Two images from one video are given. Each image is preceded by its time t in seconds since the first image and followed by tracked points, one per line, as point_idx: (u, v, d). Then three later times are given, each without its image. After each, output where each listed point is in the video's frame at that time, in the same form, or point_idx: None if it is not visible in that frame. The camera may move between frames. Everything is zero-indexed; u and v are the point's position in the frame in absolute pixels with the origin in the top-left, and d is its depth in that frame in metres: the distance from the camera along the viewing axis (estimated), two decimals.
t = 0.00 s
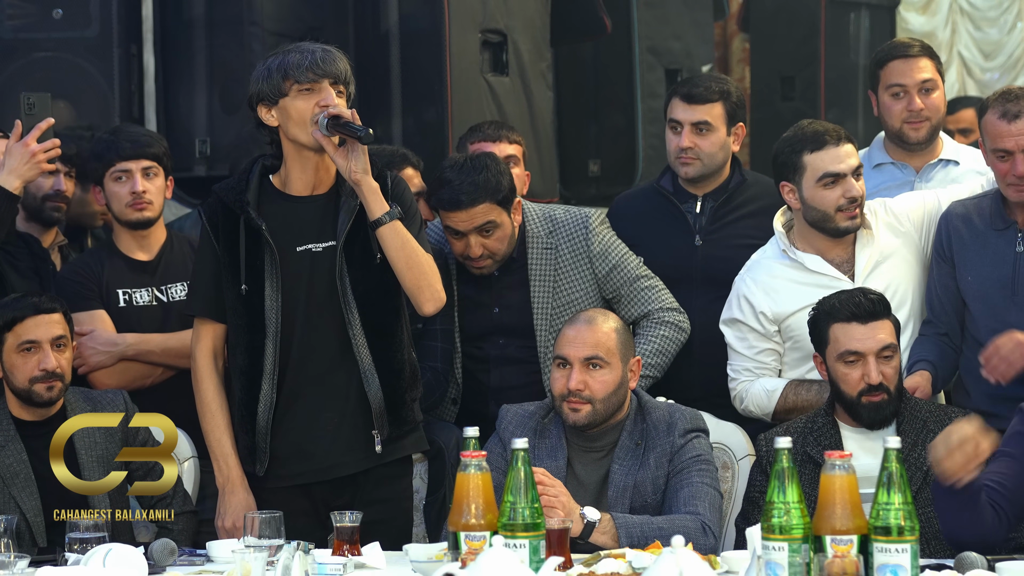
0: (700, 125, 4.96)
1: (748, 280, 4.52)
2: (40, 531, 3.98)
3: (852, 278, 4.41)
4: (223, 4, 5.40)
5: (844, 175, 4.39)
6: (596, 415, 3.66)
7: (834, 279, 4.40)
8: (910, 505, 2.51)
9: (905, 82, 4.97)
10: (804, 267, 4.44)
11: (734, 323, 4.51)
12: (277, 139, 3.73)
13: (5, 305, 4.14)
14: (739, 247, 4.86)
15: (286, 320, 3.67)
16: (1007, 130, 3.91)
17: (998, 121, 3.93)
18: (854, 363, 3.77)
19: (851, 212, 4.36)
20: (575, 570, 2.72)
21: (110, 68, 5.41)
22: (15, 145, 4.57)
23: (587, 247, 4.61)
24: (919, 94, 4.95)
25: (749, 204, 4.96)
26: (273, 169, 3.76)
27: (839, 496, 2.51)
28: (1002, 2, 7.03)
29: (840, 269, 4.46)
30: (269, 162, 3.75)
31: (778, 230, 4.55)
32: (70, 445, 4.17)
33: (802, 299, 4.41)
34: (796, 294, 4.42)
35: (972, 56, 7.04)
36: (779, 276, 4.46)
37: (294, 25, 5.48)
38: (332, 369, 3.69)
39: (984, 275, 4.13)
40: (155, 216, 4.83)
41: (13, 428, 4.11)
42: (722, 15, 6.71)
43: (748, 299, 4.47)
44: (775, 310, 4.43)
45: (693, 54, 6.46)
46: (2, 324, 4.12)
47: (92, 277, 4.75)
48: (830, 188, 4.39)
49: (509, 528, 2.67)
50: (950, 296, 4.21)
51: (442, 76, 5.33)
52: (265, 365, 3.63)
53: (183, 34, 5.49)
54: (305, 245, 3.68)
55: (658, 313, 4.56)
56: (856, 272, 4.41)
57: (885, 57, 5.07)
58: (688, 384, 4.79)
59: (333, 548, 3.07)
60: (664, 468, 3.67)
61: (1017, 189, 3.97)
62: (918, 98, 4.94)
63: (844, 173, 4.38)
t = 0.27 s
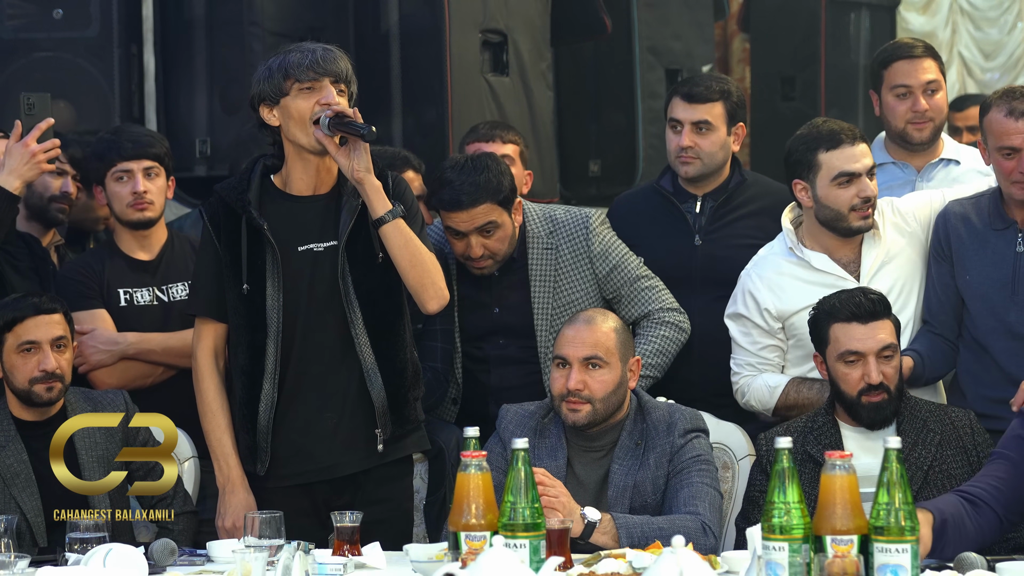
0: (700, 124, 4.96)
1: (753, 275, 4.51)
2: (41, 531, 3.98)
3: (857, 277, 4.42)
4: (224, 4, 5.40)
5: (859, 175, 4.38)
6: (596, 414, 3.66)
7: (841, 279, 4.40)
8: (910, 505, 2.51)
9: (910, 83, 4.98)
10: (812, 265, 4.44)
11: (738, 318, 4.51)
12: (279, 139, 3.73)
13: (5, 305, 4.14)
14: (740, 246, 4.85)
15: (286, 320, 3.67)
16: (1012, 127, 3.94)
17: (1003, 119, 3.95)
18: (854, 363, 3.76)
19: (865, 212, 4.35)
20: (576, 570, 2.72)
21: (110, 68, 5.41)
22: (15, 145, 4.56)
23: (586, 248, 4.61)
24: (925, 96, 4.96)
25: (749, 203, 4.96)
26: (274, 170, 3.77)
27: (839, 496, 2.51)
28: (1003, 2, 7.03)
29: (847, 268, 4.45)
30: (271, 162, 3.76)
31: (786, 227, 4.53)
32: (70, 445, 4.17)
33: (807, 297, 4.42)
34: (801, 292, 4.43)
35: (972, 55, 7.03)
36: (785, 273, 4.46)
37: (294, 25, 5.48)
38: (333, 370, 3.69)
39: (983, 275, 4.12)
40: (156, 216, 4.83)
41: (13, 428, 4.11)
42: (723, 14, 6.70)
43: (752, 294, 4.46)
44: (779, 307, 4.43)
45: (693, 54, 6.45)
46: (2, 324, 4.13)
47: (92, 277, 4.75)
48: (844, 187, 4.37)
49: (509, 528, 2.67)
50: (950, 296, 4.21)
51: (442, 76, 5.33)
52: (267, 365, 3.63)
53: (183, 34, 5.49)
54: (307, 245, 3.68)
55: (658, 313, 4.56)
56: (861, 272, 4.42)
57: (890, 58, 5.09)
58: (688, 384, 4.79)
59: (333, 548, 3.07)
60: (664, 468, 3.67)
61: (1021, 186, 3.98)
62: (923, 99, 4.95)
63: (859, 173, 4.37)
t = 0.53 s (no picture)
0: (700, 116, 4.99)
1: (761, 272, 4.50)
2: (41, 532, 3.97)
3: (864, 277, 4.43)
4: (224, 4, 5.40)
5: (872, 176, 4.37)
6: (596, 414, 3.66)
7: (847, 279, 4.41)
8: (910, 505, 2.51)
9: (923, 81, 5.00)
10: (820, 265, 4.43)
11: (743, 316, 4.51)
12: (280, 141, 3.72)
13: (6, 306, 4.14)
14: (740, 246, 4.85)
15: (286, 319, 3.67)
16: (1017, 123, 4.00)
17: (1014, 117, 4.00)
18: (854, 363, 3.76)
19: (877, 213, 4.34)
20: (576, 570, 2.72)
21: (110, 68, 5.42)
22: (15, 145, 4.56)
23: (587, 249, 4.62)
24: (936, 93, 4.99)
25: (748, 203, 4.95)
26: (277, 165, 3.75)
27: (840, 496, 2.51)
28: (1003, 2, 7.03)
29: (855, 267, 4.45)
30: (274, 156, 3.74)
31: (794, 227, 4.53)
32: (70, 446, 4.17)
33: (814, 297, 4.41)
34: (807, 292, 4.42)
35: (972, 56, 7.03)
36: (793, 272, 4.46)
37: (294, 25, 5.48)
38: (334, 370, 3.68)
39: (990, 273, 4.12)
40: (156, 216, 4.83)
41: (13, 428, 4.11)
42: (723, 14, 6.70)
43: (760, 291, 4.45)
44: (786, 306, 4.42)
45: (694, 54, 6.45)
46: (2, 324, 4.13)
47: (93, 277, 4.75)
48: (857, 188, 4.36)
49: (509, 528, 2.67)
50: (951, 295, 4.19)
51: (442, 76, 5.33)
52: (264, 362, 3.63)
53: (183, 34, 5.49)
54: (307, 241, 3.68)
55: (659, 313, 4.56)
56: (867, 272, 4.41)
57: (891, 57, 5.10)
58: (689, 384, 4.79)
59: (333, 548, 3.07)
60: (664, 468, 3.67)
61: None
62: (935, 98, 4.97)
63: (872, 174, 4.37)
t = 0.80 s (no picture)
0: (701, 113, 4.99)
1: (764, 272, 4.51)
2: (41, 532, 3.97)
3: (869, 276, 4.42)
4: (224, 4, 5.41)
5: (858, 168, 4.37)
6: (596, 414, 3.66)
7: (852, 276, 4.39)
8: (910, 506, 2.51)
9: (934, 78, 4.97)
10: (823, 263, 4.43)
11: (746, 313, 4.52)
12: (281, 141, 3.72)
13: (6, 306, 4.15)
14: (739, 246, 4.85)
15: (285, 319, 3.67)
16: None
17: None
18: (855, 364, 3.76)
19: (864, 207, 4.35)
20: (576, 570, 2.72)
21: (110, 68, 5.42)
22: (16, 146, 4.57)
23: (588, 248, 4.62)
24: (946, 90, 4.98)
25: (748, 202, 4.96)
26: (277, 165, 3.75)
27: (840, 496, 2.51)
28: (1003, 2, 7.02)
29: (860, 266, 4.44)
30: (275, 156, 3.74)
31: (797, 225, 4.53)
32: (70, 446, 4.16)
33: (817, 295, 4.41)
34: (812, 290, 4.42)
35: (973, 56, 7.02)
36: (796, 271, 4.45)
37: (294, 25, 5.48)
38: (334, 372, 3.68)
39: (995, 273, 4.11)
40: (157, 217, 4.83)
41: (13, 429, 4.11)
42: (723, 14, 6.69)
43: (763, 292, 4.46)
44: (789, 306, 4.42)
45: (693, 54, 6.45)
46: (2, 325, 4.13)
47: (93, 277, 4.75)
48: (843, 180, 4.39)
49: (509, 529, 2.67)
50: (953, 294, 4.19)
51: (442, 76, 5.33)
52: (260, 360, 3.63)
53: (183, 34, 5.49)
54: (305, 242, 3.69)
55: (659, 314, 4.55)
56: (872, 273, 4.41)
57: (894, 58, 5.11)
58: (689, 384, 4.79)
59: (333, 548, 3.07)
60: (664, 468, 3.67)
61: None
62: (946, 94, 4.96)
63: (858, 167, 4.37)
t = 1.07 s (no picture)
0: (701, 112, 4.99)
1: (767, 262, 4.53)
2: (41, 533, 3.96)
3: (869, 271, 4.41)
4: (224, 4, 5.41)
5: (853, 158, 4.38)
6: (595, 414, 3.66)
7: (850, 271, 4.39)
8: (910, 506, 2.51)
9: (937, 75, 4.99)
10: (824, 255, 4.43)
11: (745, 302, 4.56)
12: (279, 141, 3.72)
13: (6, 306, 4.15)
14: (739, 245, 4.85)
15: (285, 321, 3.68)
16: None
17: None
18: (854, 365, 3.76)
19: (857, 198, 4.36)
20: (576, 570, 2.72)
21: (110, 69, 5.42)
22: (16, 146, 4.57)
23: (591, 241, 4.62)
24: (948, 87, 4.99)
25: (747, 202, 4.95)
26: (276, 166, 3.74)
27: (840, 496, 2.51)
28: (1003, 2, 7.02)
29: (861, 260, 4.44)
30: (271, 158, 3.73)
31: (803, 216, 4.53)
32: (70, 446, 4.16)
33: (816, 288, 4.42)
34: (810, 283, 4.43)
35: (973, 56, 6.99)
36: (798, 262, 4.46)
37: (294, 25, 5.48)
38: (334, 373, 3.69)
39: (998, 276, 4.11)
40: (157, 217, 4.84)
41: (13, 429, 4.11)
42: (722, 15, 6.70)
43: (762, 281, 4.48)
44: (787, 296, 4.44)
45: (693, 54, 6.45)
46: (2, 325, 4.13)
47: (94, 277, 4.75)
48: (837, 170, 4.40)
49: (509, 529, 2.67)
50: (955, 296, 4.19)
51: (441, 76, 5.33)
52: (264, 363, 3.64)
53: (183, 34, 5.49)
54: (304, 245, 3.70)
55: (656, 312, 4.53)
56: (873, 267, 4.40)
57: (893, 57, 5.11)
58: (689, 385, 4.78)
59: (333, 549, 3.07)
60: (664, 469, 3.67)
61: None
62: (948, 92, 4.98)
63: (852, 157, 4.38)
